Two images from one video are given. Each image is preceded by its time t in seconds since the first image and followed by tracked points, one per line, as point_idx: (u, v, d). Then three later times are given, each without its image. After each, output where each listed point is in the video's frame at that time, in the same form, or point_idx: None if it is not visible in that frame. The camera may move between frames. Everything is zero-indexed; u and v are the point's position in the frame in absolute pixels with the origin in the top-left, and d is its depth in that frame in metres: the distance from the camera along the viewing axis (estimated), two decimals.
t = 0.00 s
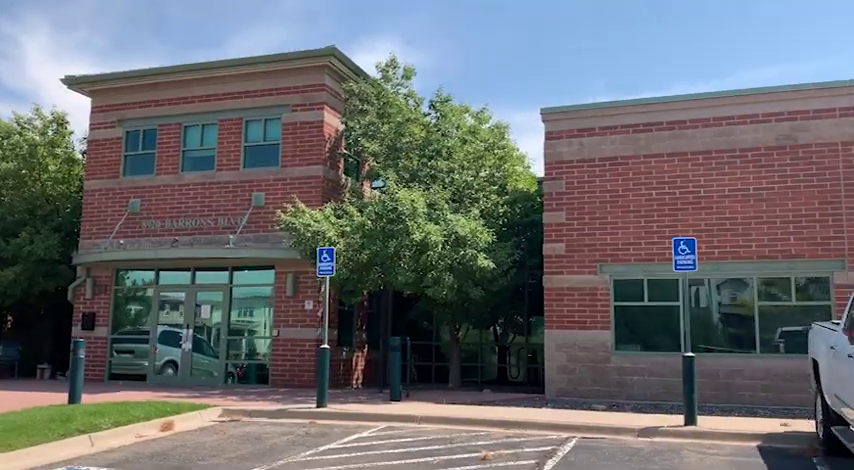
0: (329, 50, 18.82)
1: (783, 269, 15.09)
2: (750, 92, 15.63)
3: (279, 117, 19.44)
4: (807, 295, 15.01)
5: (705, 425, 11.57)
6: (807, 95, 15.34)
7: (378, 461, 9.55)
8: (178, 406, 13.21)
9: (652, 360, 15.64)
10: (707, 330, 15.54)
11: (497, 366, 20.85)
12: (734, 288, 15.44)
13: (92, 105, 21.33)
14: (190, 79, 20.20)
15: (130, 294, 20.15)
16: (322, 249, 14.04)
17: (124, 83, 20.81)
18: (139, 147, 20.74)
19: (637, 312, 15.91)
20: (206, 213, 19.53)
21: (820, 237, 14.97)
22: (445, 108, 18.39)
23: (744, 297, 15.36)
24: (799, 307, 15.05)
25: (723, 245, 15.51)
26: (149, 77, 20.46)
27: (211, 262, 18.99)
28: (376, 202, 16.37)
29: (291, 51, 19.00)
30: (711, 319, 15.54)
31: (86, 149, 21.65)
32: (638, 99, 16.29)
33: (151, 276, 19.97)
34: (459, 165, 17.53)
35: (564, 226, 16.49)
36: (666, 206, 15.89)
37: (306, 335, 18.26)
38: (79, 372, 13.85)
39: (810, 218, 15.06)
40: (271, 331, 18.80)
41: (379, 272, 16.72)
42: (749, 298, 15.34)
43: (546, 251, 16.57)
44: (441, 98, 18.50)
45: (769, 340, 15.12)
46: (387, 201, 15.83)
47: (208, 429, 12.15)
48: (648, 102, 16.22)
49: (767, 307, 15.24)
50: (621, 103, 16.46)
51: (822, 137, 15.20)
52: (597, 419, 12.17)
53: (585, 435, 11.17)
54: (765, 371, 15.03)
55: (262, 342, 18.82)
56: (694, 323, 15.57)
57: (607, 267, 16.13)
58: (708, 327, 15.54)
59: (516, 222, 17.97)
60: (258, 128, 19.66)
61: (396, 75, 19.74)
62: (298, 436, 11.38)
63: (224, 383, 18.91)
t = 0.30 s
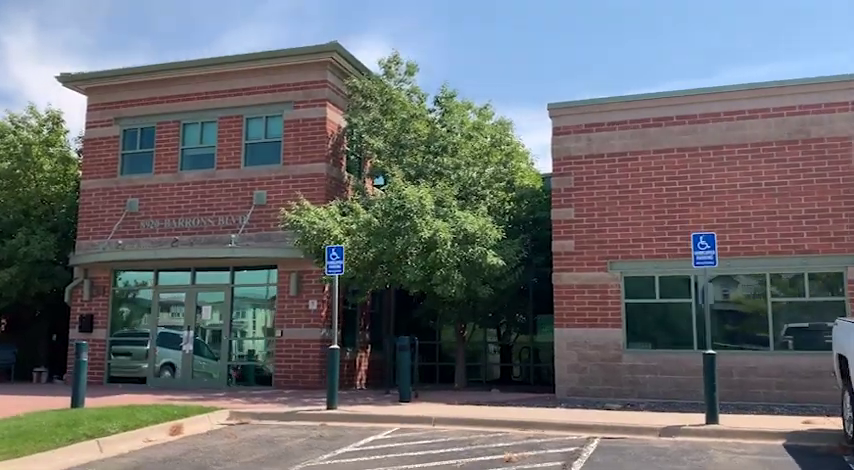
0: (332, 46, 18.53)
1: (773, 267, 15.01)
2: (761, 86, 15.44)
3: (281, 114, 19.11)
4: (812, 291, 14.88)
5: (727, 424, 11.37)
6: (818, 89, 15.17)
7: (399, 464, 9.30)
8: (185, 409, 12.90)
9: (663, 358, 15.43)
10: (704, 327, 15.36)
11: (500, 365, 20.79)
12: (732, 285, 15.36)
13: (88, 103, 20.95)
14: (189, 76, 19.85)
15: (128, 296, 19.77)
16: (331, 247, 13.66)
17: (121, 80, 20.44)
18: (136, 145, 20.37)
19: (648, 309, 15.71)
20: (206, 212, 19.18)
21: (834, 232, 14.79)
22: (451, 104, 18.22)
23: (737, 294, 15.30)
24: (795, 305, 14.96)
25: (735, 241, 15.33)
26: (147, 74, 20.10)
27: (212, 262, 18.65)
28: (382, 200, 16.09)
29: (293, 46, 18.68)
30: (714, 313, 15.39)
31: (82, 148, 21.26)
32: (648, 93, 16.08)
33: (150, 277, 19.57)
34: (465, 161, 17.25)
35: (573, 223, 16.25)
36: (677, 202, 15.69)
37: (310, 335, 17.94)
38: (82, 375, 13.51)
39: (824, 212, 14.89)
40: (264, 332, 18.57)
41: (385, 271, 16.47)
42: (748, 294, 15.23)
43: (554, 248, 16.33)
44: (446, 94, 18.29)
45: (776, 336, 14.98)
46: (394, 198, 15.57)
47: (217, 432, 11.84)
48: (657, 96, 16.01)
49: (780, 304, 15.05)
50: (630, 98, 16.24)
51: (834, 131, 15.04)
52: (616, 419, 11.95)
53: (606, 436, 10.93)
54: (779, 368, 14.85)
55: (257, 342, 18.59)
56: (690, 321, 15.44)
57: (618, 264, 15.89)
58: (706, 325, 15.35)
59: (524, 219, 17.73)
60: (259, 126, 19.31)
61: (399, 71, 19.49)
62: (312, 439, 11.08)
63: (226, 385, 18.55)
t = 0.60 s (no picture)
0: (341, 44, 18.25)
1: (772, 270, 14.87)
2: (778, 84, 15.25)
3: (288, 113, 18.83)
4: (831, 292, 14.65)
5: (754, 428, 11.14)
6: (837, 87, 14.98)
7: None
8: (197, 414, 12.59)
9: (680, 360, 15.22)
10: (703, 330, 15.23)
11: (506, 368, 20.70)
12: (749, 287, 15.14)
13: (90, 102, 20.60)
14: (194, 75, 19.53)
15: (131, 298, 19.43)
16: (345, 249, 13.38)
17: (124, 79, 20.09)
18: (139, 145, 20.02)
19: (664, 312, 15.49)
20: (211, 213, 18.87)
21: None
22: (460, 103, 17.83)
23: (737, 295, 15.18)
24: (798, 310, 14.78)
25: (752, 242, 15.13)
26: (150, 72, 19.77)
27: (217, 263, 18.32)
28: (394, 200, 15.79)
29: (300, 44, 18.38)
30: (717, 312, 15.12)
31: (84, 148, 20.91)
32: (663, 92, 15.88)
33: (154, 279, 19.20)
34: (477, 160, 16.95)
35: (587, 223, 16.01)
36: (693, 202, 15.50)
37: (318, 338, 17.67)
38: (89, 380, 13.19)
39: (843, 213, 14.70)
40: (262, 335, 18.32)
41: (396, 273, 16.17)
42: (765, 296, 15.01)
43: (568, 249, 16.09)
44: (456, 93, 17.93)
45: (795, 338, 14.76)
46: (406, 199, 15.17)
47: (232, 438, 11.54)
48: (673, 95, 15.80)
49: (799, 305, 14.82)
50: (645, 97, 16.01)
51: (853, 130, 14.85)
52: (640, 423, 11.71)
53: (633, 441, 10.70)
54: (798, 370, 14.63)
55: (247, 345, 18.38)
56: (689, 323, 15.34)
57: (633, 266, 15.67)
58: (705, 327, 15.22)
59: (535, 219, 17.53)
60: (266, 125, 19.01)
61: (407, 70, 19.25)
62: (331, 445, 10.79)
63: (232, 389, 18.22)
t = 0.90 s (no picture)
0: (354, 43, 18.01)
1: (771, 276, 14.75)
2: (800, 84, 15.06)
3: (300, 113, 18.58)
4: None
5: (786, 433, 10.92)
6: None
7: None
8: (214, 418, 12.33)
9: (701, 364, 15.00)
10: (707, 334, 15.12)
11: (518, 372, 20.48)
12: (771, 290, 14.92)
13: (98, 101, 20.31)
14: (204, 74, 19.27)
15: (139, 300, 19.13)
16: (364, 250, 13.13)
17: (132, 78, 19.81)
18: (148, 145, 19.75)
19: (684, 315, 15.28)
20: (222, 214, 18.60)
21: None
22: (475, 103, 17.49)
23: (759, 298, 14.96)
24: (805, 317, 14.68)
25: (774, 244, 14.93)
26: (160, 71, 19.50)
27: (228, 265, 18.04)
28: (410, 201, 15.54)
29: (313, 43, 18.14)
30: (722, 315, 15.08)
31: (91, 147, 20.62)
32: (683, 92, 15.67)
33: (163, 280, 18.91)
34: (493, 160, 16.67)
35: (606, 225, 15.78)
36: (714, 204, 15.30)
37: (331, 341, 17.40)
38: (103, 383, 12.92)
39: None
40: (272, 338, 18.01)
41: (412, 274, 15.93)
42: (787, 299, 14.81)
43: (587, 251, 15.85)
44: (471, 92, 17.61)
45: (818, 342, 14.56)
46: (423, 199, 14.93)
47: (251, 443, 11.29)
48: (694, 95, 15.60)
49: (822, 308, 14.61)
50: (665, 97, 15.81)
51: None
52: (668, 428, 11.48)
53: (664, 446, 10.48)
54: (822, 375, 14.41)
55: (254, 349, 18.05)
56: (692, 326, 15.21)
57: (653, 268, 15.45)
58: (707, 331, 15.13)
59: (551, 221, 17.33)
60: (277, 125, 18.76)
61: (420, 69, 19.01)
62: (355, 450, 10.55)
63: (243, 392, 17.90)
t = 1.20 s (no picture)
0: (368, 41, 17.80)
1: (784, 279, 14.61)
2: (821, 84, 14.89)
3: (311, 112, 18.35)
4: None
5: (818, 438, 10.72)
6: None
7: None
8: (230, 421, 12.08)
9: (721, 367, 14.80)
10: (710, 335, 15.00)
11: (527, 374, 20.29)
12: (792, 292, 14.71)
13: (104, 100, 20.03)
14: (213, 72, 19.02)
15: (147, 302, 18.83)
16: (382, 250, 12.89)
17: (140, 76, 19.54)
18: (156, 144, 19.48)
19: (704, 317, 15.08)
20: (231, 214, 18.36)
21: None
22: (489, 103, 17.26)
23: (780, 300, 14.76)
24: (811, 319, 14.61)
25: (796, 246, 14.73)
26: (168, 69, 19.24)
27: (238, 265, 17.78)
28: (427, 201, 15.33)
29: (326, 42, 17.92)
30: (738, 317, 14.93)
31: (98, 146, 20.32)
32: (703, 91, 15.49)
33: (171, 281, 18.64)
34: (509, 160, 16.43)
35: (624, 226, 15.58)
36: (734, 205, 15.11)
37: (343, 343, 17.15)
38: (116, 386, 12.66)
39: None
40: (283, 339, 17.74)
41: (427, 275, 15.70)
42: (809, 301, 14.62)
43: (604, 252, 15.65)
44: (485, 91, 17.35)
45: (840, 344, 14.37)
46: (440, 199, 14.75)
47: (271, 447, 11.05)
48: (713, 95, 15.41)
49: (845, 311, 14.42)
50: (684, 96, 15.62)
51: None
52: (695, 433, 11.28)
53: (695, 452, 10.28)
54: (845, 378, 14.22)
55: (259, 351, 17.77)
56: (706, 327, 15.05)
57: (672, 270, 15.25)
58: (710, 332, 15.01)
59: (566, 222, 17.13)
60: (288, 124, 18.52)
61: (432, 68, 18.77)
62: (379, 455, 10.32)
63: (254, 395, 17.63)
